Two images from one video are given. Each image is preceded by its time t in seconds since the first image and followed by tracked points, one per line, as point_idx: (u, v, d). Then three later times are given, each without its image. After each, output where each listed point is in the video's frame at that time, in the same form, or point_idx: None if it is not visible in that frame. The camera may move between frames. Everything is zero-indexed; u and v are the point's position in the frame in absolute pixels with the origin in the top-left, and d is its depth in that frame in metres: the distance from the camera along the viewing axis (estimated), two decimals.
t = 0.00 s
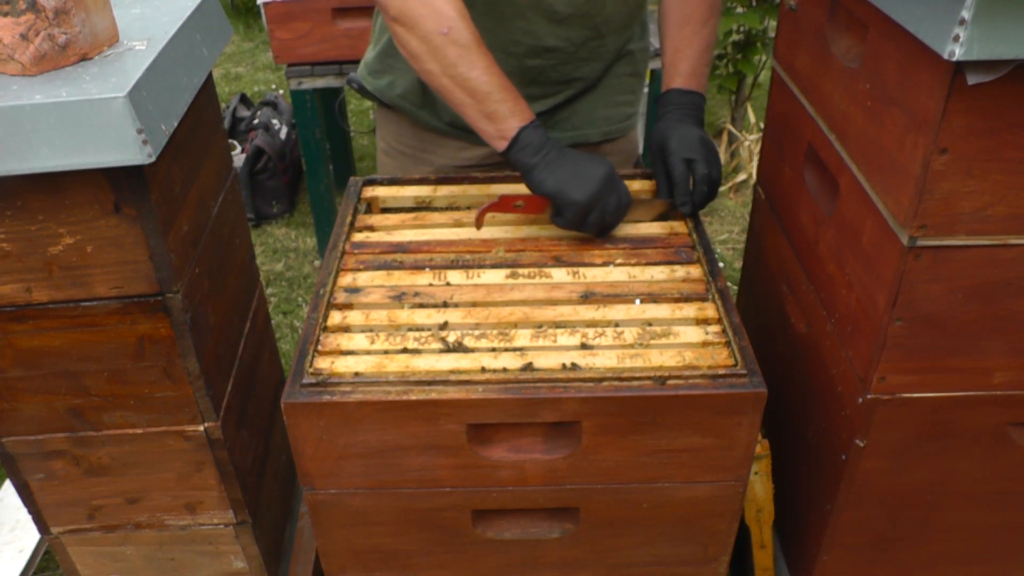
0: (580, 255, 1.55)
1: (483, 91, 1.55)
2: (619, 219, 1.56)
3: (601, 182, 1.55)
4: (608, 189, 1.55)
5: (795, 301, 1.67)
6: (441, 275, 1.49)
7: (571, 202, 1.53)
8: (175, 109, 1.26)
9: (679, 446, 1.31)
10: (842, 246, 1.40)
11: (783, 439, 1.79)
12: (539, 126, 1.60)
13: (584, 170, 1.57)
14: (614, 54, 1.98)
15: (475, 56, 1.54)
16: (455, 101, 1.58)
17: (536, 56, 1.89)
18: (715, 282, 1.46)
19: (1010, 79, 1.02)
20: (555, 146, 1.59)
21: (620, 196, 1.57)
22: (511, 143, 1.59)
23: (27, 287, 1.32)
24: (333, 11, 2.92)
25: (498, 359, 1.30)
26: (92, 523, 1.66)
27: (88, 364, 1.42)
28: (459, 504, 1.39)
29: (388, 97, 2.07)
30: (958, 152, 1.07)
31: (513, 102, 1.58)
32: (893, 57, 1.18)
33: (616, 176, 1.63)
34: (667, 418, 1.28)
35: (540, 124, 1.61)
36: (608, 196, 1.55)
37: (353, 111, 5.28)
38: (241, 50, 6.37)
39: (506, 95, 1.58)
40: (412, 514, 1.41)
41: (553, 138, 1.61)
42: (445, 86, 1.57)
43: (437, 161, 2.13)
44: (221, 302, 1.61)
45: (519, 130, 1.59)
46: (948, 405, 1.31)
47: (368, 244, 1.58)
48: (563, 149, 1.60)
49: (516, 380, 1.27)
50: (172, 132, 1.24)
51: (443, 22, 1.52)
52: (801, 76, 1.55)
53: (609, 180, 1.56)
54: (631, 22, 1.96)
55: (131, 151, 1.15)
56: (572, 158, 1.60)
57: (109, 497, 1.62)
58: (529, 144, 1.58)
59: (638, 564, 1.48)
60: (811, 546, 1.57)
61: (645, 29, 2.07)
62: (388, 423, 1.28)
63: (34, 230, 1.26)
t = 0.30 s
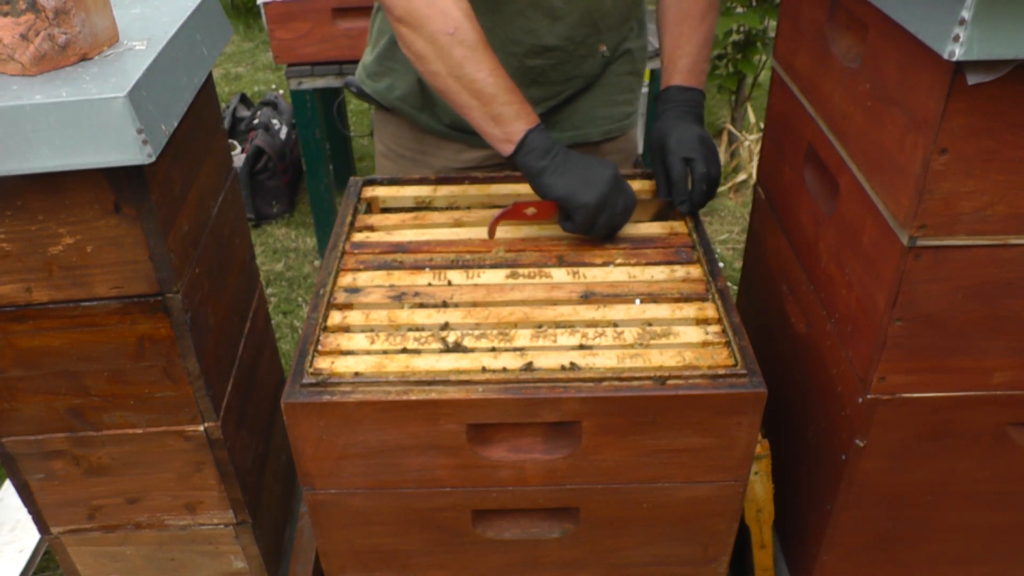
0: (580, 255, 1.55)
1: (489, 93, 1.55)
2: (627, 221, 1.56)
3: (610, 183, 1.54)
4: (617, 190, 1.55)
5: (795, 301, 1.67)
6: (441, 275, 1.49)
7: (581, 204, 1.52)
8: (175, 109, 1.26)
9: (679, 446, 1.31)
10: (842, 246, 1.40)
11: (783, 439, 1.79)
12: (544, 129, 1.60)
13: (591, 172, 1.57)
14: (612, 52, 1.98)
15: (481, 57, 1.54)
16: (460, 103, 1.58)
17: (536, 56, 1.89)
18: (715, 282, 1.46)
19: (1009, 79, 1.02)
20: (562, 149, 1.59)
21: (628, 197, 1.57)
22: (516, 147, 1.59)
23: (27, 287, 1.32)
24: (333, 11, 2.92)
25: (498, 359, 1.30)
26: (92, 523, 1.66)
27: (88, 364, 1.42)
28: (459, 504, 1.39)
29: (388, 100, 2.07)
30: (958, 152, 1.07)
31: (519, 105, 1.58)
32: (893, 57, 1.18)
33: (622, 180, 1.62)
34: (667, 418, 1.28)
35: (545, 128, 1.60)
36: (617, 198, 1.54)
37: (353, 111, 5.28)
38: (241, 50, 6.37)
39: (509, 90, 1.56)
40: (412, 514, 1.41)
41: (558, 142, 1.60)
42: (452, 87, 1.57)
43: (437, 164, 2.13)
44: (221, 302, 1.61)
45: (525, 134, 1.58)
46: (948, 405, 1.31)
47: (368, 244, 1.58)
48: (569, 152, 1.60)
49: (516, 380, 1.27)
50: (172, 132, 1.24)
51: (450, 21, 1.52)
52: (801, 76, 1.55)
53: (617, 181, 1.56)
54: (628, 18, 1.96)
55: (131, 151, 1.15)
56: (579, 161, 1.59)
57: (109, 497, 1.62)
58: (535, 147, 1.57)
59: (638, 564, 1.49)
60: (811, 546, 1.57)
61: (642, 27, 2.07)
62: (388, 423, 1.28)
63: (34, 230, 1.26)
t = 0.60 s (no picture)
0: (580, 255, 1.55)
1: (490, 89, 1.54)
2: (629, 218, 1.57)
3: (613, 180, 1.55)
4: (619, 187, 1.55)
5: (795, 301, 1.67)
6: (441, 275, 1.49)
7: (585, 201, 1.52)
8: (175, 109, 1.26)
9: (679, 446, 1.31)
10: (842, 246, 1.40)
11: (783, 439, 1.79)
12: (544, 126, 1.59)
13: (592, 169, 1.57)
14: (609, 51, 1.98)
15: (481, 53, 1.53)
16: (462, 100, 1.57)
17: (530, 54, 1.90)
18: (715, 282, 1.46)
19: (1009, 80, 1.02)
20: (563, 145, 1.58)
21: (631, 195, 1.57)
22: (517, 143, 1.58)
23: (27, 287, 1.32)
24: (333, 11, 2.92)
25: (498, 359, 1.30)
26: (92, 523, 1.66)
27: (88, 364, 1.42)
28: (459, 504, 1.39)
29: (384, 97, 2.07)
30: (958, 152, 1.07)
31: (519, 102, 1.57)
32: (893, 57, 1.18)
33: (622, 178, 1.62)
34: (667, 417, 1.28)
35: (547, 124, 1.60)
36: (621, 196, 1.54)
37: (353, 111, 5.28)
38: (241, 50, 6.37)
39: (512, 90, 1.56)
40: (412, 514, 1.41)
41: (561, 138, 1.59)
42: (453, 83, 1.55)
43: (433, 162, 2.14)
44: (221, 302, 1.61)
45: (526, 130, 1.57)
46: (948, 405, 1.31)
47: (368, 244, 1.58)
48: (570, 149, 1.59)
49: (516, 380, 1.27)
50: (172, 132, 1.24)
51: (449, 19, 1.52)
52: (802, 76, 1.55)
53: (619, 178, 1.56)
54: (626, 18, 1.96)
55: (132, 151, 1.15)
56: (580, 158, 1.59)
57: (109, 497, 1.62)
58: (537, 143, 1.56)
59: (638, 565, 1.49)
60: (811, 546, 1.57)
61: (642, 29, 2.06)
62: (388, 423, 1.28)
63: (34, 230, 1.26)
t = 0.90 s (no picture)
0: (580, 255, 1.55)
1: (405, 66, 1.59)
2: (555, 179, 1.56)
3: (522, 143, 1.55)
4: (522, 150, 1.55)
5: (795, 301, 1.67)
6: (441, 275, 1.49)
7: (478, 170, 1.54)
8: (175, 109, 1.26)
9: (679, 446, 1.31)
10: (842, 246, 1.40)
11: (783, 439, 1.79)
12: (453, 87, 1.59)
13: (501, 131, 1.57)
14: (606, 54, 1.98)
15: (386, 32, 1.59)
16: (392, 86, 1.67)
17: (522, 52, 1.89)
18: (715, 282, 1.46)
19: (1009, 80, 1.02)
20: (462, 106, 1.58)
21: (545, 154, 1.56)
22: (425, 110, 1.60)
23: (27, 287, 1.32)
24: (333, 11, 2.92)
25: (498, 359, 1.30)
26: (92, 523, 1.66)
27: (88, 364, 1.42)
28: (459, 504, 1.39)
29: (379, 95, 2.08)
30: (958, 152, 1.07)
31: (434, 69, 1.60)
32: (893, 57, 1.18)
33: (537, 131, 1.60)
34: (667, 417, 1.28)
35: (455, 86, 1.60)
36: (531, 158, 1.54)
37: (353, 112, 5.29)
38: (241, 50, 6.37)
39: (443, 76, 1.60)
40: (412, 514, 1.41)
41: (473, 101, 1.59)
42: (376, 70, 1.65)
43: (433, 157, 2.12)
44: (221, 302, 1.61)
45: (431, 98, 1.59)
46: (948, 405, 1.31)
47: (368, 244, 1.58)
48: (473, 108, 1.58)
49: (516, 380, 1.27)
50: (172, 132, 1.24)
51: (353, 10, 1.60)
52: (802, 76, 1.55)
53: (516, 140, 1.55)
54: (623, 20, 1.96)
55: (132, 151, 1.15)
56: (481, 118, 1.58)
57: (109, 497, 1.62)
58: (441, 110, 1.58)
59: (638, 565, 1.49)
60: (811, 546, 1.57)
61: (642, 33, 2.07)
62: (388, 423, 1.28)
63: (34, 229, 1.26)
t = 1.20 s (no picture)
0: (580, 255, 1.55)
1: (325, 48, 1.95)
2: (347, 172, 1.74)
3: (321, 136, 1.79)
4: (332, 137, 1.78)
5: (795, 301, 1.67)
6: (441, 275, 1.49)
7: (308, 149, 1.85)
8: (175, 110, 1.26)
9: (679, 446, 1.31)
10: (842, 246, 1.40)
11: (783, 439, 1.79)
12: (325, 69, 1.88)
13: (315, 115, 1.83)
14: (590, 56, 1.97)
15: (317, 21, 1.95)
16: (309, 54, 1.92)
17: (500, 49, 1.90)
18: (715, 282, 1.46)
19: (1009, 80, 1.02)
20: (319, 88, 1.86)
21: (355, 147, 1.74)
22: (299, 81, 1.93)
23: (27, 287, 1.32)
24: (333, 11, 2.92)
25: (499, 359, 1.30)
26: (92, 523, 1.66)
27: (88, 364, 1.42)
28: (459, 504, 1.39)
29: (369, 88, 2.10)
30: (958, 151, 1.07)
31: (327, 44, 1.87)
32: (894, 58, 1.18)
33: (360, 124, 1.78)
34: (667, 417, 1.28)
35: (326, 67, 1.89)
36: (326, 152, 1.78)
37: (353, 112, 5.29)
38: (241, 50, 6.38)
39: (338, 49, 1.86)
40: (412, 514, 1.41)
41: (325, 84, 1.86)
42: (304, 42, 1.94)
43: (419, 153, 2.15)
44: (221, 302, 1.61)
45: (302, 73, 1.90)
46: (948, 405, 1.31)
47: (368, 244, 1.58)
48: (329, 93, 1.85)
49: (516, 380, 1.27)
50: (172, 132, 1.24)
51: None
52: (802, 76, 1.55)
53: (331, 132, 1.78)
54: (610, 22, 1.94)
55: (132, 151, 1.15)
56: (327, 106, 1.82)
57: (109, 497, 1.62)
58: (305, 85, 1.89)
59: (638, 564, 1.49)
60: (811, 546, 1.57)
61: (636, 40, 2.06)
62: (389, 423, 1.28)
63: (34, 229, 1.26)
